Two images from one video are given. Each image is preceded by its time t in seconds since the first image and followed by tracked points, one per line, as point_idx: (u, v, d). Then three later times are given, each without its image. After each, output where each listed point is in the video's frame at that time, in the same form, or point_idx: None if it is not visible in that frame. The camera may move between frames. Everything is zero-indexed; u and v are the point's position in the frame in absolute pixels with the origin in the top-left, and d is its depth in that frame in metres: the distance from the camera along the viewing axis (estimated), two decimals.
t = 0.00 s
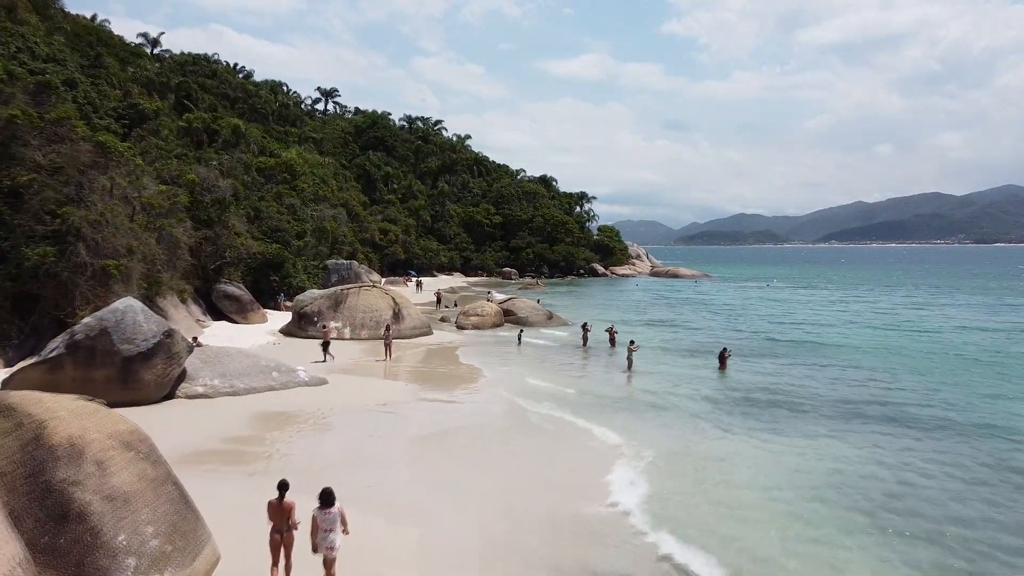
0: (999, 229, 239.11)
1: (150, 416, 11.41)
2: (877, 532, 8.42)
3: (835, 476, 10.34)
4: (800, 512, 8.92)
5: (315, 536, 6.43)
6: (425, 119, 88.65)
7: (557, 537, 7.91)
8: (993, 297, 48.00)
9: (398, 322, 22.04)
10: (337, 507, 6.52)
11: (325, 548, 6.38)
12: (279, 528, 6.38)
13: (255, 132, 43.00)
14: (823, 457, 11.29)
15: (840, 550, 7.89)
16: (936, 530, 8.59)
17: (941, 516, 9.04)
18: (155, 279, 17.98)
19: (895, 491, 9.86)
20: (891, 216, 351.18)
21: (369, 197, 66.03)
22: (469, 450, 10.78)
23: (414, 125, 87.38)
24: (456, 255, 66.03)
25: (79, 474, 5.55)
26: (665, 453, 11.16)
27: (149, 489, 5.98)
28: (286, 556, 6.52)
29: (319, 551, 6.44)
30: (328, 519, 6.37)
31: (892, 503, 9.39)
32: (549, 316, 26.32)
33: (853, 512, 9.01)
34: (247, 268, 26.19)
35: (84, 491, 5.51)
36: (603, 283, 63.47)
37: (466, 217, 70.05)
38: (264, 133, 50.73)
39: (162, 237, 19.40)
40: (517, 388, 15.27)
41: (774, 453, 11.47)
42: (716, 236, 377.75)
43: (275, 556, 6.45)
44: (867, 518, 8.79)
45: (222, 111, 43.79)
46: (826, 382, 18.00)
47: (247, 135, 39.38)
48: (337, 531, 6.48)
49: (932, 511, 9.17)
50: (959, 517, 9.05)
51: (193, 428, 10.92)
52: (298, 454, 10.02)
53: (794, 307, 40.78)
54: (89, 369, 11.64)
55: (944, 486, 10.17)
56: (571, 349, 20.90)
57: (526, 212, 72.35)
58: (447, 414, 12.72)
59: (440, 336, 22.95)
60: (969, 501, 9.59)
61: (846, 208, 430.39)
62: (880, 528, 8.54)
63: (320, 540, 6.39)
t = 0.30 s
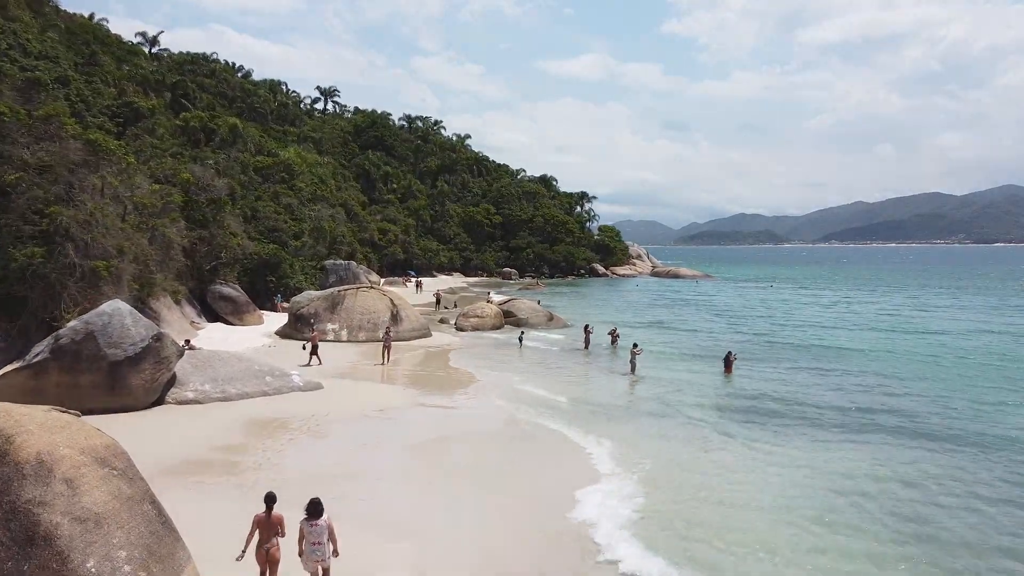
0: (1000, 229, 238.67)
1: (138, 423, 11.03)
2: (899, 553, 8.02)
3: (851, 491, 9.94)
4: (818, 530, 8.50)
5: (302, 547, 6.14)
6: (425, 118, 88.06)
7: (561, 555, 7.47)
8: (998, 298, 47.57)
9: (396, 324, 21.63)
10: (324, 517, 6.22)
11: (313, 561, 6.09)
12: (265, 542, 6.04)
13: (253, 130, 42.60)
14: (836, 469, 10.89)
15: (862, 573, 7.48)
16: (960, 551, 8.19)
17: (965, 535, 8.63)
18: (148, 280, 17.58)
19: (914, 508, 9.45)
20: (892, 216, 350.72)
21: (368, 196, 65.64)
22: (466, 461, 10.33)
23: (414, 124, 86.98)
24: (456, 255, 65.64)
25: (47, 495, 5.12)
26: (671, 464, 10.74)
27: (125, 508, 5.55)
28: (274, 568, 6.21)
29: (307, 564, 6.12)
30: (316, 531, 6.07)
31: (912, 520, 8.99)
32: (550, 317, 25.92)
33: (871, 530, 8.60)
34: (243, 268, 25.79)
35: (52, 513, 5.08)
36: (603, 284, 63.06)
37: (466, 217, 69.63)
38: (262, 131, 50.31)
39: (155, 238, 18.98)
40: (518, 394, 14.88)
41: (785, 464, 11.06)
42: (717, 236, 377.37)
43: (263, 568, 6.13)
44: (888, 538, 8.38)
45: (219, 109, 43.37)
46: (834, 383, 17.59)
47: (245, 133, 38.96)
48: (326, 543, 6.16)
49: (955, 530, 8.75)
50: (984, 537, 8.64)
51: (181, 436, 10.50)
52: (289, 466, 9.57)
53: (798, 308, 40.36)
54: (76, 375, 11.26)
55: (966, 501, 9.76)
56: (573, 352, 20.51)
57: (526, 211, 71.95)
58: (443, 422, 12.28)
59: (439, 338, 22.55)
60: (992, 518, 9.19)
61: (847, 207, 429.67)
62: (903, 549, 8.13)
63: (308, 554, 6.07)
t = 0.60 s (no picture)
0: (1001, 228, 238.35)
1: (124, 430, 10.63)
2: (925, 559, 7.57)
3: (869, 489, 9.48)
4: (837, 535, 8.05)
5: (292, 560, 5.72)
6: (424, 118, 87.72)
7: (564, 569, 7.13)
8: (1003, 297, 47.15)
9: (394, 326, 21.23)
10: (316, 528, 5.83)
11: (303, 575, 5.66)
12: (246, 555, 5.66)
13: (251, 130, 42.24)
14: (851, 466, 10.44)
15: None
16: (988, 553, 7.76)
17: (992, 536, 8.18)
18: (140, 281, 17.16)
19: (937, 505, 8.99)
20: (892, 216, 350.26)
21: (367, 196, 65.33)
22: (463, 470, 9.94)
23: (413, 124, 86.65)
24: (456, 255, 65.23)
25: (7, 515, 4.70)
26: (678, 468, 10.30)
27: (93, 531, 5.11)
28: None
29: None
30: (308, 542, 5.67)
31: (936, 520, 8.53)
32: (550, 318, 25.49)
33: (893, 533, 8.15)
34: (238, 269, 25.43)
35: (13, 534, 4.66)
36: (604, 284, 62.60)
37: (465, 217, 69.25)
38: (260, 131, 49.99)
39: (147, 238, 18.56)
40: (518, 397, 14.47)
41: (798, 462, 10.61)
42: (717, 237, 376.93)
43: None
44: (911, 540, 7.96)
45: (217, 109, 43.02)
46: (842, 381, 17.18)
47: (242, 133, 38.60)
48: (318, 555, 5.74)
49: (981, 531, 8.30)
50: (1013, 536, 8.20)
51: (167, 445, 10.08)
52: (279, 476, 9.15)
53: (801, 309, 39.91)
54: (60, 379, 10.85)
55: (989, 497, 9.33)
56: (574, 353, 20.10)
57: (526, 211, 71.58)
58: (439, 428, 11.88)
59: (437, 339, 22.14)
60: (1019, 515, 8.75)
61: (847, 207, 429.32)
62: (928, 553, 7.68)
63: (297, 568, 5.65)
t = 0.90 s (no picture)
0: (1001, 228, 238.00)
1: (108, 436, 10.24)
2: None
3: (888, 500, 9.08)
4: (858, 552, 7.63)
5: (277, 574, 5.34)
6: (423, 117, 87.28)
7: None
8: (1006, 297, 46.82)
9: (391, 327, 20.83)
10: (303, 537, 5.49)
11: None
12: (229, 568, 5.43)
13: (248, 128, 41.86)
14: (867, 475, 10.04)
15: None
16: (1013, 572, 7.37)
17: (1021, 554, 7.78)
18: (131, 281, 16.75)
19: (960, 519, 8.58)
20: (892, 216, 349.88)
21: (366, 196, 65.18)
22: (460, 479, 9.52)
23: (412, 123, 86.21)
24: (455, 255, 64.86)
25: None
26: (686, 477, 9.88)
27: (57, 553, 4.68)
28: None
29: None
30: (293, 554, 5.29)
31: (961, 537, 8.13)
32: (551, 319, 25.11)
33: (918, 551, 7.74)
34: (234, 269, 25.05)
35: None
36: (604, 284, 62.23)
37: (465, 216, 68.88)
38: (257, 130, 49.57)
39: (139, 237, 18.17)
40: (518, 401, 14.08)
41: (811, 471, 10.21)
42: (717, 237, 376.55)
43: None
44: (931, 558, 7.57)
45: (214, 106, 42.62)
46: (849, 384, 16.81)
47: (239, 131, 38.18)
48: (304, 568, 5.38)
49: (1005, 547, 7.92)
50: None
51: (152, 453, 9.66)
52: (268, 487, 8.72)
53: (804, 310, 39.52)
54: (42, 383, 10.45)
55: (1010, 510, 8.94)
56: (575, 355, 19.72)
57: (526, 210, 71.20)
58: (430, 433, 11.53)
59: (436, 340, 21.74)
60: None
61: (847, 207, 428.95)
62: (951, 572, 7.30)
63: None
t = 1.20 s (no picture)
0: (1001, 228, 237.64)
1: (90, 443, 9.85)
2: None
3: (906, 516, 8.71)
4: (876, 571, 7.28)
5: None
6: (423, 116, 86.85)
7: None
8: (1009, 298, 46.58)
9: (389, 328, 20.45)
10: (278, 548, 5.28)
11: None
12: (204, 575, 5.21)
13: (245, 127, 41.46)
14: (881, 487, 9.69)
15: None
16: None
17: None
18: (122, 282, 16.40)
19: (978, 535, 8.23)
20: (892, 215, 349.45)
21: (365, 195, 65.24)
22: (457, 488, 9.15)
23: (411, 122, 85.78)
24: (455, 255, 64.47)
25: None
26: (692, 488, 9.51)
27: None
28: None
29: None
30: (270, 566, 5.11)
31: (982, 554, 7.80)
32: (551, 320, 24.73)
33: (938, 570, 7.38)
34: (228, 269, 24.66)
35: None
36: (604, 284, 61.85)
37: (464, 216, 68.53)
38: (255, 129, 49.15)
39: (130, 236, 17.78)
40: (518, 404, 13.76)
41: (822, 482, 9.86)
42: (717, 236, 376.08)
43: None
44: None
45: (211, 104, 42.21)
46: (856, 388, 16.49)
47: (235, 129, 37.72)
48: None
49: None
50: None
51: (136, 461, 9.26)
52: (256, 497, 8.33)
53: (806, 311, 39.15)
54: (24, 388, 10.07)
55: None
56: (576, 357, 19.35)
57: (526, 210, 70.81)
58: (421, 437, 11.17)
59: (434, 342, 21.39)
60: None
61: (848, 207, 428.60)
62: None
63: None
